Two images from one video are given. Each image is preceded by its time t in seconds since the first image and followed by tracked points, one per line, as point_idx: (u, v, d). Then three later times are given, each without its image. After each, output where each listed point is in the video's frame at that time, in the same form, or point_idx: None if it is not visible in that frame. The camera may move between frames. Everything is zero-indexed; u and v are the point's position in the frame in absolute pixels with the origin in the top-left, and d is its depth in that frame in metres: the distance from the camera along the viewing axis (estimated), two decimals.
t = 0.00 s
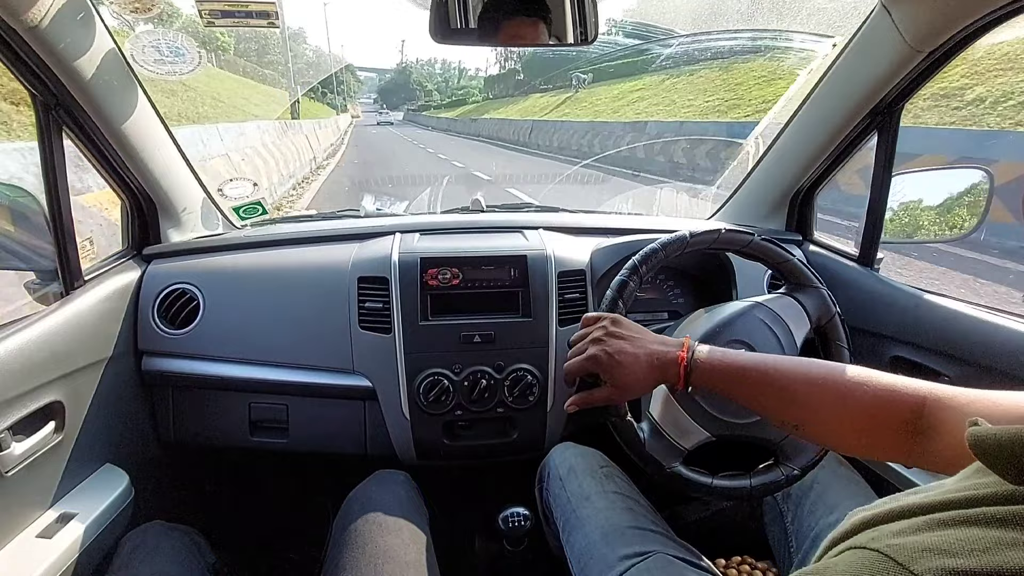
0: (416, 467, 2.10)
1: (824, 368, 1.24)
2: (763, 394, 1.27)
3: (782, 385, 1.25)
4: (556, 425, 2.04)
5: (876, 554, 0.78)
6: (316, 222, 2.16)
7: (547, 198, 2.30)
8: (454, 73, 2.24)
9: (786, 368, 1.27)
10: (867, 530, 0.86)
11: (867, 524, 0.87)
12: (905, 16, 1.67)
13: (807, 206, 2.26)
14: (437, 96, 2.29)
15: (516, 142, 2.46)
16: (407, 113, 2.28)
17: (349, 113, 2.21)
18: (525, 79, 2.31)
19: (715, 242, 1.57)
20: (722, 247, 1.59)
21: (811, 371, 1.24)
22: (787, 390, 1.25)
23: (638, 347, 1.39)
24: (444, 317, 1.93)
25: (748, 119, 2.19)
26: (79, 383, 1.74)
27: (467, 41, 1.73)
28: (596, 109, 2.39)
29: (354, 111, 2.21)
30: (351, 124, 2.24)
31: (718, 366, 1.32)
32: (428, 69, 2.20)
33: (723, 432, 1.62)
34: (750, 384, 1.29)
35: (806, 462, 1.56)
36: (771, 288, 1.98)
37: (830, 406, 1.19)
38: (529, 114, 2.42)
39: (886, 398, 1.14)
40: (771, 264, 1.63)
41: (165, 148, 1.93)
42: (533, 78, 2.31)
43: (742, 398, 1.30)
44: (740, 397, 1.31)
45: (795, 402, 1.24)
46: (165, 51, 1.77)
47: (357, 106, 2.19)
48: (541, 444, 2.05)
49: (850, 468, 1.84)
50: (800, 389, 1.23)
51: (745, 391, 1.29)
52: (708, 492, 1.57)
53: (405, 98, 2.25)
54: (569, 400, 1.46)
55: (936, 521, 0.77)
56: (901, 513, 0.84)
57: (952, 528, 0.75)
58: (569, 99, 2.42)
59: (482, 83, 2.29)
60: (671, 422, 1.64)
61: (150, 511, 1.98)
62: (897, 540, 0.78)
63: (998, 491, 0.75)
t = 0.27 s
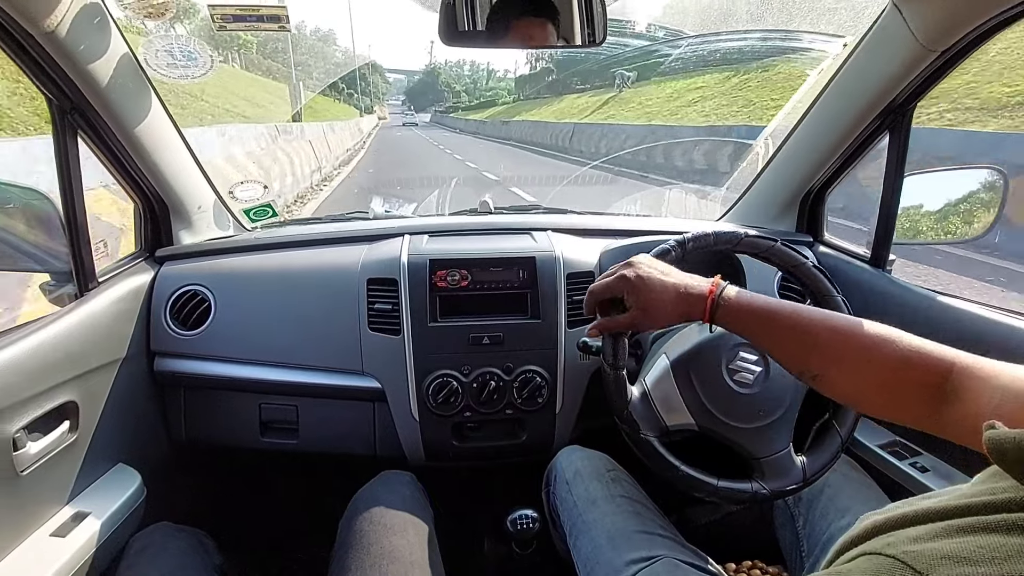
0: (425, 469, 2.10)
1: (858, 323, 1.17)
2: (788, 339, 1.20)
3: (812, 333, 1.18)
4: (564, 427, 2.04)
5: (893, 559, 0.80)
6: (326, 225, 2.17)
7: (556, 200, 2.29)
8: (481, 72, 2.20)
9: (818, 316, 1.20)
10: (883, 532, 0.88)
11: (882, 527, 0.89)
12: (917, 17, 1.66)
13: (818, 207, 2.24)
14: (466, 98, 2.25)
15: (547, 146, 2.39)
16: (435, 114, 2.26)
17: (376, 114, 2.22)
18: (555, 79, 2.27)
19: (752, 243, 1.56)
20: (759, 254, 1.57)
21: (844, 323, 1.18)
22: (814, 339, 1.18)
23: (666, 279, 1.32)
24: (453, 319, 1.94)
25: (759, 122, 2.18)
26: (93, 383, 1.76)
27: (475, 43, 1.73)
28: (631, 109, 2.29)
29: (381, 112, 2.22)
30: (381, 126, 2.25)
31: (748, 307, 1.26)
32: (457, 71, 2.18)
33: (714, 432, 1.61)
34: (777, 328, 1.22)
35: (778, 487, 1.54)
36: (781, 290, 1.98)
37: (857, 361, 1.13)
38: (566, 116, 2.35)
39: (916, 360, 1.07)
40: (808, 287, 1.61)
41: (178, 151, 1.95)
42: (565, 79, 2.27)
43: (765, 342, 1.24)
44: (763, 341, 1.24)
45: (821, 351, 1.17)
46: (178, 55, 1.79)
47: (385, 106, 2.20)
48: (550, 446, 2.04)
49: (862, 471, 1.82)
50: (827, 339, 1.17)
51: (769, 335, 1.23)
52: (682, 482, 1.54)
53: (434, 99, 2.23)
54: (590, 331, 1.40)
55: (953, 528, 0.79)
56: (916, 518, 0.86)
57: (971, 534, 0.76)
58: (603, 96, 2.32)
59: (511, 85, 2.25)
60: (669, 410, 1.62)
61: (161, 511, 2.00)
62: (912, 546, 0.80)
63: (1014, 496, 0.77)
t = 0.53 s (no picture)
0: (440, 466, 2.10)
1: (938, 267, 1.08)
2: (863, 277, 1.18)
3: (887, 271, 1.14)
4: (580, 424, 2.03)
5: (909, 557, 0.80)
6: (342, 222, 2.19)
7: (570, 198, 2.27)
8: (508, 73, 2.16)
9: (897, 255, 1.14)
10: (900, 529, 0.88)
11: (900, 523, 0.89)
12: (941, 10, 1.64)
13: (838, 204, 2.18)
14: (493, 96, 2.24)
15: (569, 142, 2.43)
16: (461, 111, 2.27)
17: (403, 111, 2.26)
18: (588, 75, 2.24)
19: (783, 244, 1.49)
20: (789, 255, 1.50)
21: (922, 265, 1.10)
22: (886, 276, 1.13)
23: (756, 207, 1.42)
24: (467, 316, 1.94)
25: (772, 120, 2.16)
26: (115, 379, 1.79)
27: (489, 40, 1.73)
28: (650, 110, 2.30)
29: (406, 109, 2.26)
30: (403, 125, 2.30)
31: (829, 241, 1.25)
32: (483, 68, 2.13)
33: (733, 432, 1.57)
34: (854, 267, 1.20)
35: (797, 485, 1.52)
36: (798, 288, 1.96)
37: (921, 302, 1.07)
38: (590, 112, 2.36)
39: (981, 304, 0.99)
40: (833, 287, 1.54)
41: (197, 150, 1.98)
42: (596, 77, 2.23)
43: (841, 280, 1.23)
44: (841, 279, 1.23)
45: (888, 289, 1.13)
46: (197, 55, 1.81)
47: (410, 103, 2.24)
48: (565, 443, 2.04)
49: (882, 471, 1.79)
50: (899, 279, 1.11)
51: (846, 273, 1.21)
52: (699, 480, 1.53)
53: (461, 96, 2.23)
54: (669, 250, 1.44)
55: (968, 525, 0.78)
56: (934, 514, 0.85)
57: (986, 531, 0.76)
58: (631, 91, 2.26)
59: (539, 81, 2.21)
60: (686, 408, 1.58)
61: (182, 505, 2.03)
62: (928, 543, 0.79)
63: None
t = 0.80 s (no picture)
0: (434, 468, 2.11)
1: (960, 299, 1.27)
2: (888, 295, 1.34)
3: (913, 295, 1.30)
4: (572, 426, 2.04)
5: (902, 560, 0.81)
6: (333, 225, 2.19)
7: (563, 199, 2.28)
8: (516, 72, 2.15)
9: (922, 285, 1.31)
10: (894, 533, 0.89)
11: (894, 527, 0.90)
12: (927, 13, 1.65)
13: (827, 202, 2.19)
14: (501, 96, 2.21)
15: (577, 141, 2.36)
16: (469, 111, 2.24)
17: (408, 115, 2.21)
18: (603, 73, 2.21)
19: (788, 256, 1.50)
20: (795, 268, 1.51)
21: (946, 296, 1.28)
22: (915, 302, 1.30)
23: (792, 211, 1.49)
24: (459, 318, 1.94)
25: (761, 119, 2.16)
26: (107, 383, 1.79)
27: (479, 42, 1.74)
28: (657, 107, 2.26)
29: (412, 110, 2.20)
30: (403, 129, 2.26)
31: (857, 256, 1.40)
32: (492, 68, 2.13)
33: (712, 427, 1.57)
34: (879, 283, 1.36)
35: (765, 490, 1.53)
36: (788, 288, 2.00)
37: (942, 327, 1.25)
38: (604, 109, 2.30)
39: (1000, 339, 1.17)
40: (833, 306, 1.55)
41: (187, 155, 1.97)
42: (606, 75, 2.21)
43: (864, 293, 1.38)
44: (863, 292, 1.38)
45: (917, 313, 1.29)
46: (186, 59, 1.80)
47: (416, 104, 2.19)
48: (558, 445, 2.05)
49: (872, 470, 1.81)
50: (923, 304, 1.29)
51: (870, 288, 1.37)
52: (670, 468, 1.55)
53: (468, 95, 2.19)
54: (700, 232, 1.52)
55: (961, 530, 0.80)
56: (928, 519, 0.86)
57: (980, 537, 0.77)
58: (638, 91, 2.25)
59: (550, 81, 2.21)
60: (670, 395, 1.58)
61: (175, 510, 2.03)
62: (921, 547, 0.81)
63: None
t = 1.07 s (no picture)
0: (427, 474, 2.10)
1: (961, 313, 1.26)
2: (890, 307, 1.33)
3: (916, 308, 1.29)
4: (566, 430, 2.04)
5: (898, 557, 0.82)
6: (326, 230, 2.18)
7: (557, 203, 2.29)
8: (522, 75, 2.13)
9: (922, 297, 1.31)
10: (891, 530, 0.90)
11: (891, 525, 0.90)
12: (915, 20, 1.68)
13: (819, 206, 2.22)
14: (507, 96, 2.22)
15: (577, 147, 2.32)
16: (474, 112, 2.24)
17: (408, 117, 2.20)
18: (613, 76, 2.20)
19: (790, 267, 1.51)
20: (796, 280, 1.53)
21: (948, 311, 1.27)
22: (915, 313, 1.29)
23: (802, 224, 1.49)
24: (454, 323, 1.94)
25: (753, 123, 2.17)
26: (96, 388, 1.77)
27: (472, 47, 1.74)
28: (669, 110, 2.24)
29: (415, 112, 2.19)
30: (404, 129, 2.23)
31: (861, 268, 1.39)
32: (497, 70, 2.11)
33: (699, 425, 1.57)
34: (881, 296, 1.35)
35: (746, 493, 1.54)
36: (781, 292, 2.00)
37: (942, 340, 1.24)
38: (614, 113, 2.28)
39: (1000, 351, 1.16)
40: (831, 322, 1.57)
41: (179, 159, 1.96)
42: (617, 78, 2.20)
43: (865, 304, 1.37)
44: (864, 304, 1.37)
45: (916, 324, 1.28)
46: (178, 63, 1.80)
47: (420, 105, 2.18)
48: (553, 449, 2.04)
49: (864, 472, 1.82)
50: (925, 318, 1.28)
51: (872, 300, 1.36)
52: (654, 463, 1.58)
53: (475, 96, 2.19)
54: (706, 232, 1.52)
55: (957, 527, 0.80)
56: (924, 516, 0.87)
57: (975, 534, 0.77)
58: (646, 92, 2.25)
59: (557, 83, 2.20)
60: (659, 391, 1.59)
61: (166, 518, 2.00)
62: (918, 544, 0.81)
63: None
